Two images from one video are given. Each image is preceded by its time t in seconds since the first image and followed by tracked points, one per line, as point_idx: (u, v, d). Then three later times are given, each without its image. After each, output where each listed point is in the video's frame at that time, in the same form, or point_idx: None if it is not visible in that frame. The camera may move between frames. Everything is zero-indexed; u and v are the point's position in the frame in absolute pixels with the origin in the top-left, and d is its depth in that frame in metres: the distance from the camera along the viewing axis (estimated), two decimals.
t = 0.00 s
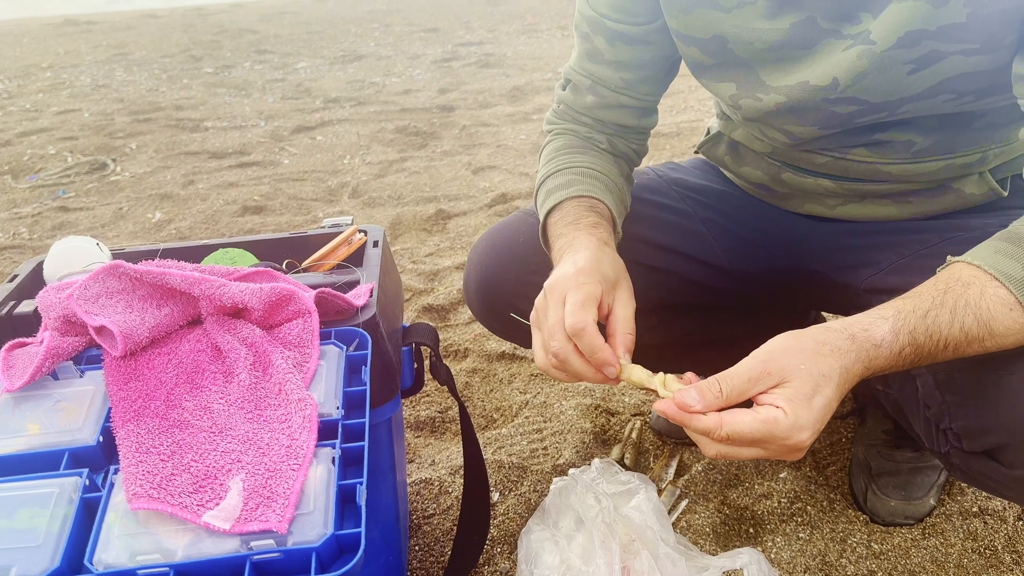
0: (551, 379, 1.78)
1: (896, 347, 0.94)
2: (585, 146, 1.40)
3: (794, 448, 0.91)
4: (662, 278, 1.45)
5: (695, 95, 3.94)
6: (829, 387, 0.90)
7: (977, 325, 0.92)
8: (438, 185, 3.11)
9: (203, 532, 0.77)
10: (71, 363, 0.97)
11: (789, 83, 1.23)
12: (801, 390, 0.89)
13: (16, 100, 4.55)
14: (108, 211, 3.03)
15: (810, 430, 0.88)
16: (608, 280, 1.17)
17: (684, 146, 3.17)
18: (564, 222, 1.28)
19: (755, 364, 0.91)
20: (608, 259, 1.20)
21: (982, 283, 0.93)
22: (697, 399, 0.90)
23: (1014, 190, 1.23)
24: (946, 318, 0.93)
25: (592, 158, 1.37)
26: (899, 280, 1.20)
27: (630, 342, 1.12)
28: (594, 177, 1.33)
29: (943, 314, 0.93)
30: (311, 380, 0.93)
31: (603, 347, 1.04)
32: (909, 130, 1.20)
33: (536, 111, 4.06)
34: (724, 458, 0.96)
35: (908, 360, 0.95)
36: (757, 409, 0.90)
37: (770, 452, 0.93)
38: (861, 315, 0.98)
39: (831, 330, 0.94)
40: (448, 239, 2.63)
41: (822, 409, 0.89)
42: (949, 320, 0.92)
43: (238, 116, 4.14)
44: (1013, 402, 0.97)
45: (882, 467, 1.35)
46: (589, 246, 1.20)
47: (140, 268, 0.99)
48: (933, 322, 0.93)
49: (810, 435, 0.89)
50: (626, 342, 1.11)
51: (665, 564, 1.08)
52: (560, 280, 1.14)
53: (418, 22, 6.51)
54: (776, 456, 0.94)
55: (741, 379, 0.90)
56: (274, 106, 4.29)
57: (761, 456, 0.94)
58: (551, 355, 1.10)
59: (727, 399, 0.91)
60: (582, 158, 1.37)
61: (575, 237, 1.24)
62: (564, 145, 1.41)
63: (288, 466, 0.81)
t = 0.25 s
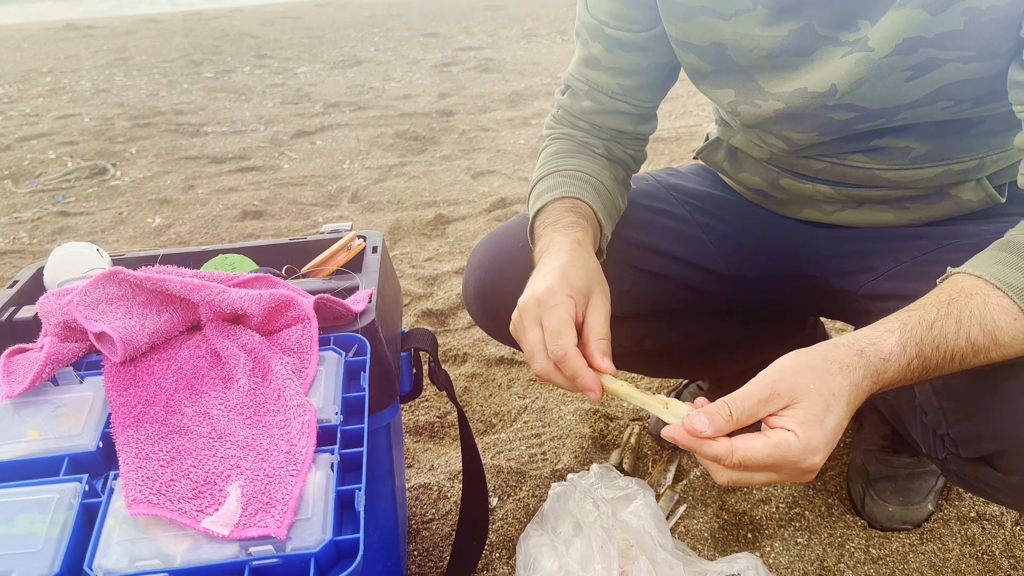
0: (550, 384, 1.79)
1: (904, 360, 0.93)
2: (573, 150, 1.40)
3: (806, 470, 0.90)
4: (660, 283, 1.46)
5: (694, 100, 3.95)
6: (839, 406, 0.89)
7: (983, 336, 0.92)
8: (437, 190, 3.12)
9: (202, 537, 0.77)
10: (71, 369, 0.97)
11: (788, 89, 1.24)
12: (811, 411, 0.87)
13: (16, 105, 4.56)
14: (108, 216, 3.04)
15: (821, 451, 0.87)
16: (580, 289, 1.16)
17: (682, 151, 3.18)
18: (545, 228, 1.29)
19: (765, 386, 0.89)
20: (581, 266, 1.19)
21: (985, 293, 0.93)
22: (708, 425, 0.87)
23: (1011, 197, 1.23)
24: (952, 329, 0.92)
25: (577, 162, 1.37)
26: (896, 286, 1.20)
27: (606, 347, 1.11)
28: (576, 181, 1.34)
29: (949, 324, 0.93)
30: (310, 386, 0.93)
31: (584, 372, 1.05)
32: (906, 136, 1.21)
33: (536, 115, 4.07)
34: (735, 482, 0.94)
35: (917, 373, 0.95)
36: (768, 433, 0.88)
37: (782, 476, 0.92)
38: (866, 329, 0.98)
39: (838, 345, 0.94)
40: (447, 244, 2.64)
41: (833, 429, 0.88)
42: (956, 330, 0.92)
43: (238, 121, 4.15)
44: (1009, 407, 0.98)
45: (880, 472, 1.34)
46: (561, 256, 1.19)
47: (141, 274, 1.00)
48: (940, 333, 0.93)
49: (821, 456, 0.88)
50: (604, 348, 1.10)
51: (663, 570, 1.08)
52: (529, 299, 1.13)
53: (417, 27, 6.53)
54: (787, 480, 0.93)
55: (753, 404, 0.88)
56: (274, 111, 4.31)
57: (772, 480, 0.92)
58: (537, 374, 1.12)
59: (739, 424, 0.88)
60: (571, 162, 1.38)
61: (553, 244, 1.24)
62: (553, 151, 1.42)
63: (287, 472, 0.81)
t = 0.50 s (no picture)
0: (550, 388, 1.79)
1: (909, 367, 0.93)
2: (567, 156, 1.41)
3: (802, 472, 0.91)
4: (660, 288, 1.46)
5: (694, 105, 3.96)
6: (843, 410, 0.89)
7: (986, 341, 0.92)
8: (437, 194, 3.12)
9: (201, 542, 0.77)
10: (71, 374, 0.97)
11: (788, 94, 1.24)
12: (812, 411, 0.88)
13: (16, 109, 4.57)
14: (108, 220, 3.04)
15: (817, 453, 0.88)
16: (575, 294, 1.16)
17: (682, 155, 3.19)
18: (540, 235, 1.30)
19: (776, 377, 0.88)
20: (575, 270, 1.19)
21: (986, 299, 0.94)
22: (708, 416, 0.87)
23: (1010, 202, 1.24)
24: (955, 335, 0.92)
25: (571, 167, 1.38)
26: (896, 291, 1.21)
27: (603, 349, 1.11)
28: (570, 186, 1.34)
29: (953, 330, 0.93)
30: (310, 391, 0.93)
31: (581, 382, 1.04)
32: (906, 142, 1.21)
33: (536, 119, 4.08)
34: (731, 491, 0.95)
35: (921, 380, 0.94)
36: (762, 438, 0.90)
37: (778, 479, 0.92)
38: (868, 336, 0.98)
39: (842, 349, 0.94)
40: (447, 248, 2.64)
41: (832, 431, 0.89)
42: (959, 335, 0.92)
43: (238, 125, 4.16)
44: (1007, 411, 0.98)
45: (879, 476, 1.34)
46: (555, 262, 1.20)
47: (140, 279, 1.00)
48: (943, 339, 0.93)
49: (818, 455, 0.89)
50: (599, 350, 1.10)
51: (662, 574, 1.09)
52: (523, 308, 1.14)
53: (418, 31, 6.55)
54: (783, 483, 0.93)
55: (759, 394, 0.87)
56: (275, 115, 4.31)
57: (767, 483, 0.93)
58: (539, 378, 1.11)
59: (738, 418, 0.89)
60: (567, 167, 1.38)
61: (547, 250, 1.24)
62: (548, 158, 1.43)
63: (286, 477, 0.81)
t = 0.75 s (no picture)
0: (551, 392, 1.79)
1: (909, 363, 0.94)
2: (566, 160, 1.42)
3: (793, 449, 0.91)
4: (660, 292, 1.47)
5: (694, 109, 3.98)
6: (828, 389, 0.92)
7: (992, 340, 0.90)
8: (438, 198, 3.13)
9: (205, 546, 0.78)
10: (75, 378, 0.98)
11: (788, 101, 1.25)
12: (785, 388, 0.92)
13: (18, 113, 4.59)
14: (110, 224, 3.05)
15: (796, 424, 0.90)
16: (574, 291, 1.17)
17: (682, 159, 3.20)
18: (537, 235, 1.30)
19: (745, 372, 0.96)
20: (573, 267, 1.20)
21: (991, 300, 0.93)
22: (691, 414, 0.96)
23: (1009, 208, 1.24)
24: (958, 330, 0.92)
25: (570, 171, 1.39)
26: (896, 296, 1.21)
27: (598, 349, 1.13)
28: (569, 188, 1.35)
29: (955, 326, 0.92)
30: (313, 396, 0.94)
31: (576, 375, 1.06)
32: (906, 148, 1.22)
33: (536, 124, 4.09)
34: (728, 486, 0.95)
35: (929, 379, 0.93)
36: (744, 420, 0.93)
37: (772, 462, 0.92)
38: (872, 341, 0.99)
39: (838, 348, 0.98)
40: (448, 252, 2.65)
41: (814, 407, 0.91)
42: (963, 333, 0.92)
43: (239, 129, 4.17)
44: (1007, 415, 0.99)
45: (880, 480, 1.34)
46: (555, 259, 1.21)
47: (144, 284, 1.01)
48: (944, 334, 0.93)
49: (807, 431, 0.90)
50: (595, 349, 1.12)
51: None
52: (523, 300, 1.15)
53: (418, 36, 6.57)
54: (780, 468, 0.93)
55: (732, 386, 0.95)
56: (276, 120, 4.33)
57: (763, 468, 0.92)
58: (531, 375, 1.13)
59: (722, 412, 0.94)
60: (567, 171, 1.39)
61: (546, 247, 1.25)
62: (547, 162, 1.44)
63: (290, 481, 0.82)
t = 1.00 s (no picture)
0: (553, 394, 1.79)
1: (916, 373, 0.92)
2: (566, 160, 1.41)
3: (787, 463, 0.90)
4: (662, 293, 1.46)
5: (695, 111, 3.97)
6: (829, 404, 0.89)
7: (999, 348, 0.89)
8: (440, 200, 3.13)
9: (206, 546, 0.77)
10: (76, 378, 0.97)
11: (791, 100, 1.25)
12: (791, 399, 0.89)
13: (20, 115, 4.60)
14: (112, 226, 3.05)
15: (796, 441, 0.88)
16: (577, 286, 1.17)
17: (684, 161, 3.20)
18: (537, 233, 1.30)
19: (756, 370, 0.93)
20: (576, 263, 1.20)
21: (998, 306, 0.91)
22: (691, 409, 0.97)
23: (1013, 207, 1.24)
24: (965, 340, 0.91)
25: (571, 170, 1.39)
26: (899, 296, 1.21)
27: (604, 342, 1.12)
28: (570, 187, 1.35)
29: (962, 336, 0.91)
30: (314, 396, 0.93)
31: (584, 365, 1.06)
32: (909, 147, 1.21)
33: (538, 125, 4.09)
34: (716, 488, 0.96)
35: (933, 390, 0.92)
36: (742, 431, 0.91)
37: (765, 472, 0.92)
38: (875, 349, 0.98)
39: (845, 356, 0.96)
40: (449, 253, 2.65)
41: (815, 424, 0.89)
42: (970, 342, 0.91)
43: (241, 131, 4.18)
44: (1012, 415, 0.98)
45: (882, 481, 1.34)
46: (558, 254, 1.21)
47: (145, 284, 1.01)
48: (951, 345, 0.91)
49: (800, 450, 0.89)
50: (600, 343, 1.12)
51: None
52: (526, 293, 1.15)
53: (420, 38, 6.58)
54: (771, 478, 0.92)
55: (737, 383, 0.93)
56: (278, 121, 4.33)
57: (754, 480, 0.92)
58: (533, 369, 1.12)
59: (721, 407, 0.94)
60: (568, 170, 1.39)
61: (545, 245, 1.24)
62: (547, 163, 1.44)
63: (291, 481, 0.82)
